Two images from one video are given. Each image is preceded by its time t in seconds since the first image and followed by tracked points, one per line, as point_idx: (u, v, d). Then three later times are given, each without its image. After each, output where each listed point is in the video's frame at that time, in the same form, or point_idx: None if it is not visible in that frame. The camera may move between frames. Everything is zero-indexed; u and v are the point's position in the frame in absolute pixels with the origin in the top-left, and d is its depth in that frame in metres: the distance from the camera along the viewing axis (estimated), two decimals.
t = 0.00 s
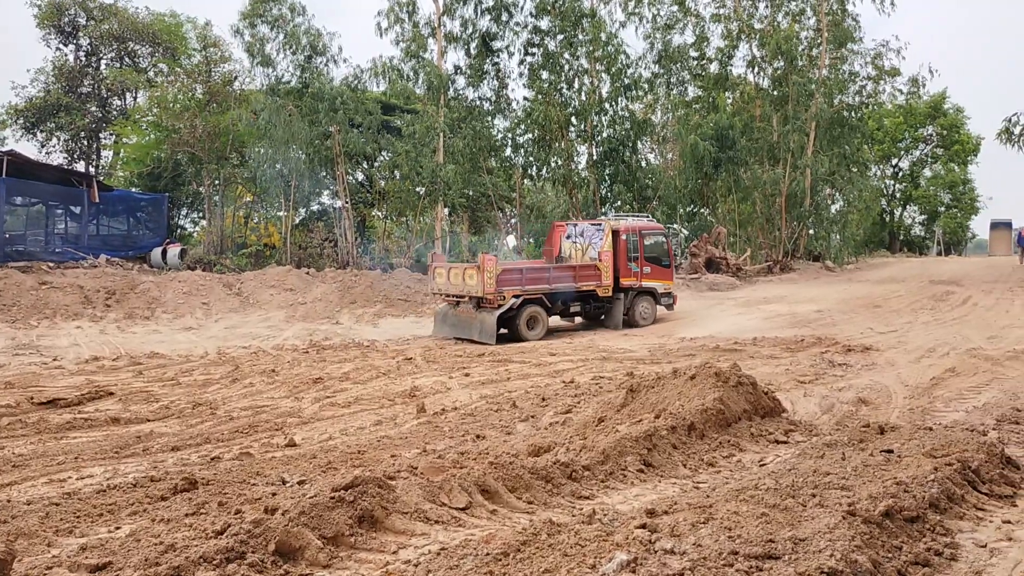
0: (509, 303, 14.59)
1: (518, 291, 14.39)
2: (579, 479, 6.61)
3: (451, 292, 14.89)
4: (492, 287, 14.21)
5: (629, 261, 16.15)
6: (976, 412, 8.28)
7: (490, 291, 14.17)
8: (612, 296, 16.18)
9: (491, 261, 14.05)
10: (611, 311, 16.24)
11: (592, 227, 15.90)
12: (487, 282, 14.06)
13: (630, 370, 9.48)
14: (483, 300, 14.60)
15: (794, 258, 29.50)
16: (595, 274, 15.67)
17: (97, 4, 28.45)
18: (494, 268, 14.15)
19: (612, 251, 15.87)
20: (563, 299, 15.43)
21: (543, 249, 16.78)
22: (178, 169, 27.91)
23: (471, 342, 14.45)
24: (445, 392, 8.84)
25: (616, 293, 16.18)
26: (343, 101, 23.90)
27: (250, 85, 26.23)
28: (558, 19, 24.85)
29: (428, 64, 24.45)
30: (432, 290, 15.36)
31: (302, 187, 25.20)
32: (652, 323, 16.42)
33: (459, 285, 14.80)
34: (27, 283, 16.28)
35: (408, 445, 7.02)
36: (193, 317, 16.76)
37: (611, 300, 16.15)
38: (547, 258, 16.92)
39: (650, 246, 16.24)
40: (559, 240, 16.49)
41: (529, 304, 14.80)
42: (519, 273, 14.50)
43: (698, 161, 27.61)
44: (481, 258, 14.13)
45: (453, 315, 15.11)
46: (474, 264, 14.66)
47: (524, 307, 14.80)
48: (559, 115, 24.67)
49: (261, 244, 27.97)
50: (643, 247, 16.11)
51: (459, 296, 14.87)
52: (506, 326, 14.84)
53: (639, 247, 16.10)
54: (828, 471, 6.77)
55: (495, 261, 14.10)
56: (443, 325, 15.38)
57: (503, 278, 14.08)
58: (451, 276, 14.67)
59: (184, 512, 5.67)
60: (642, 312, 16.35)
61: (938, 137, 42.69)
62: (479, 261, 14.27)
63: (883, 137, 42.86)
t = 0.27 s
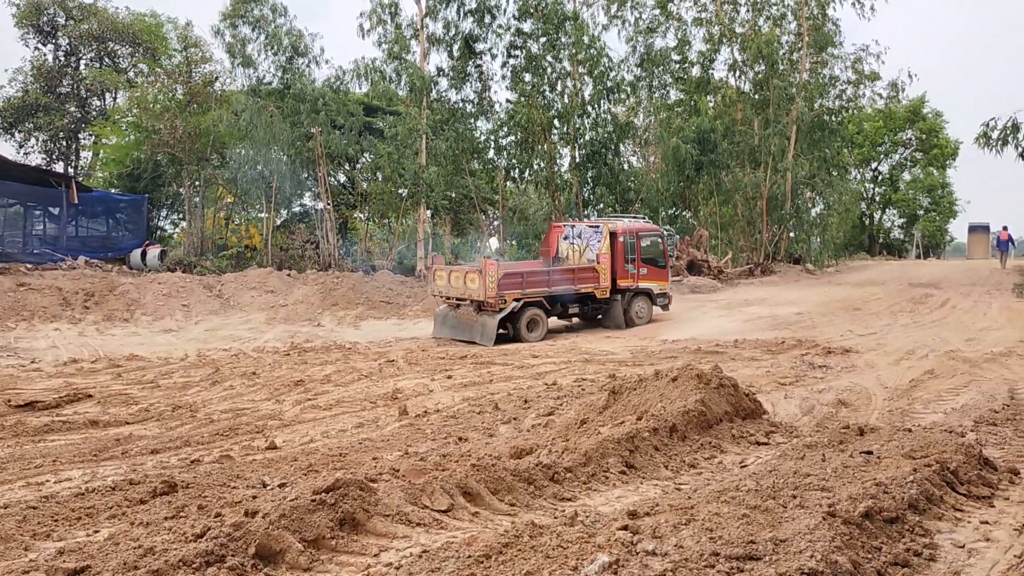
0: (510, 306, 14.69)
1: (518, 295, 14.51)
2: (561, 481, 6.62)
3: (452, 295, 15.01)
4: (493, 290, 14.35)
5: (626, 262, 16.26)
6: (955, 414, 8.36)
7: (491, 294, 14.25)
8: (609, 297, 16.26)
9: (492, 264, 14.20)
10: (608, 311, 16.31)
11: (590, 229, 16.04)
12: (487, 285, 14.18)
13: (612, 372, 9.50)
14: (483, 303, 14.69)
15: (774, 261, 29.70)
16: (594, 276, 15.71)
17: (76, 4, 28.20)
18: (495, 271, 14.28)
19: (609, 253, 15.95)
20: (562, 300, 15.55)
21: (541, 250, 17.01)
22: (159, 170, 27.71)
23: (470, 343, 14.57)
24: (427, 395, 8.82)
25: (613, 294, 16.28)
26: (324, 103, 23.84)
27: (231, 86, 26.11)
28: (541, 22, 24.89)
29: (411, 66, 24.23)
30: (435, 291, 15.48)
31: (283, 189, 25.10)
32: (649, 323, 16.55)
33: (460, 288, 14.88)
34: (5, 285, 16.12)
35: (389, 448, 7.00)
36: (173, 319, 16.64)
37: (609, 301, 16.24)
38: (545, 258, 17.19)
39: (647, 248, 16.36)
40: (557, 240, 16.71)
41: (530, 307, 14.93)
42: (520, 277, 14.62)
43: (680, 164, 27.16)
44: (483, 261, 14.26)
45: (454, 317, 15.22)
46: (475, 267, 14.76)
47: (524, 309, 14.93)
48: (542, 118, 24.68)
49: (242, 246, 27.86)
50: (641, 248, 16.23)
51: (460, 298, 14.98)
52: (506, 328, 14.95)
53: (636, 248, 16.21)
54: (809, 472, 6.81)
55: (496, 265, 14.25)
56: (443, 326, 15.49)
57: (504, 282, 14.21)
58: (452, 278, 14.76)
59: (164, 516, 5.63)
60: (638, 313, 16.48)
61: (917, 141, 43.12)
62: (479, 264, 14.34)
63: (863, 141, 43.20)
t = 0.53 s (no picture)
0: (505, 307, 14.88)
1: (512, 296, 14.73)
2: (539, 484, 6.62)
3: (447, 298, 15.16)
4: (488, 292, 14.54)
5: (617, 263, 16.66)
6: (928, 417, 8.46)
7: (486, 295, 14.47)
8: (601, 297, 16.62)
9: (487, 267, 14.41)
10: (600, 312, 16.63)
11: (581, 231, 16.44)
12: (483, 288, 14.38)
13: (590, 376, 9.53)
14: (478, 305, 14.85)
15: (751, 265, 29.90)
16: (586, 277, 16.08)
17: (50, 4, 27.91)
18: (490, 273, 14.47)
19: (600, 254, 16.35)
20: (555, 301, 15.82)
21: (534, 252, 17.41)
22: (133, 172, 27.47)
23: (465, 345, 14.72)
24: (405, 398, 8.80)
25: (604, 294, 16.64)
26: (301, 105, 23.56)
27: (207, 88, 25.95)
28: (518, 26, 25.08)
29: (388, 69, 24.10)
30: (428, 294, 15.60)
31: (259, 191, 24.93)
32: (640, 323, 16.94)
33: (455, 290, 15.03)
34: None
35: (366, 452, 6.98)
36: (148, 322, 16.49)
37: (600, 301, 16.60)
38: (538, 260, 17.59)
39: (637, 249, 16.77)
40: (549, 242, 17.11)
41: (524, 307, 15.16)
42: (514, 278, 14.84)
43: (658, 168, 27.61)
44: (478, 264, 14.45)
45: (448, 318, 15.38)
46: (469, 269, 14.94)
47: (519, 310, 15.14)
48: (520, 121, 24.95)
49: (218, 249, 27.70)
50: (631, 249, 16.64)
51: (454, 300, 15.12)
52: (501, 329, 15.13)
53: (627, 249, 16.62)
54: (784, 474, 6.86)
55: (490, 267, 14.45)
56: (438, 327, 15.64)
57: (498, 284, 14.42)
58: (447, 281, 14.90)
59: (137, 521, 5.56)
60: (629, 313, 16.84)
61: (891, 146, 43.67)
62: (474, 267, 14.59)
63: (838, 146, 43.63)
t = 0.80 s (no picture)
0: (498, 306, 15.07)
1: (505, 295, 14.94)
2: (517, 486, 6.62)
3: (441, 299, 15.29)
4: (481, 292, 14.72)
5: (608, 262, 16.95)
6: (902, 416, 8.55)
7: (480, 294, 14.60)
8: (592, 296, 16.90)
9: (480, 267, 14.57)
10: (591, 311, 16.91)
11: (571, 231, 16.71)
12: (477, 288, 14.55)
13: (569, 377, 9.56)
14: (472, 305, 14.99)
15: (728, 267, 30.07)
16: (578, 276, 16.33)
17: (23, 3, 27.59)
18: (483, 273, 14.65)
19: (591, 253, 16.63)
20: (548, 300, 16.07)
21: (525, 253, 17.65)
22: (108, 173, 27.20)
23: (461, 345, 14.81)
24: (383, 400, 8.78)
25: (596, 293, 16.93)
26: (278, 107, 23.71)
27: (182, 89, 25.76)
28: (496, 28, 25.12)
29: (366, 70, 24.02)
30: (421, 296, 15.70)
31: (235, 193, 24.69)
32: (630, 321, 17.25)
33: (449, 290, 15.15)
34: None
35: (344, 455, 6.96)
36: (123, 325, 16.33)
37: (592, 300, 16.88)
38: (529, 262, 17.84)
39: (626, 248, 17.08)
40: (540, 244, 17.37)
41: (517, 306, 15.38)
42: (506, 278, 15.05)
43: (635, 169, 27.10)
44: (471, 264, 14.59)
45: (442, 319, 15.48)
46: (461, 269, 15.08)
47: (512, 309, 15.35)
48: (498, 123, 24.84)
49: (194, 251, 27.50)
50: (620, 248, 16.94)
51: (448, 300, 15.21)
52: (494, 328, 15.31)
53: (616, 248, 16.92)
54: (761, 474, 6.91)
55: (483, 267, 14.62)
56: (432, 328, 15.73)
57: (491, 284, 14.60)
58: (441, 281, 14.93)
59: (111, 526, 5.50)
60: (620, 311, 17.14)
61: (865, 148, 44.16)
62: (467, 267, 14.69)
63: (814, 149, 44.04)
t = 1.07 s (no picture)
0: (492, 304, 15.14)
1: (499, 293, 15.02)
2: (494, 485, 6.62)
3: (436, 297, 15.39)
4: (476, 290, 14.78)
5: (598, 259, 17.09)
6: (876, 414, 8.64)
7: (474, 293, 14.68)
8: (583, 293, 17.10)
9: (475, 265, 14.63)
10: (583, 307, 17.14)
11: (562, 229, 16.80)
12: (471, 286, 14.62)
13: (546, 376, 9.58)
14: (466, 303, 15.07)
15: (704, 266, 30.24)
16: (569, 273, 16.49)
17: None
18: (477, 272, 14.71)
19: (582, 250, 16.75)
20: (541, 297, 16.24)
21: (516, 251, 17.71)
22: (81, 171, 26.86)
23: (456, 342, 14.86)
24: (360, 400, 8.75)
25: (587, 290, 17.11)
26: (253, 104, 23.78)
27: (157, 86, 25.51)
28: (474, 26, 25.03)
29: (342, 68, 23.98)
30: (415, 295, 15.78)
31: (210, 192, 24.41)
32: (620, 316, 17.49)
33: (443, 289, 15.24)
34: None
35: (321, 455, 6.93)
36: (96, 325, 16.15)
37: (583, 297, 17.07)
38: (519, 259, 17.90)
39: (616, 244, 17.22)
40: (531, 242, 17.43)
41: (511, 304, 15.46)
42: (499, 276, 15.15)
43: (613, 169, 27.09)
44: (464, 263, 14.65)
45: (437, 318, 15.53)
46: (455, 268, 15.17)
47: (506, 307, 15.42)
48: (476, 122, 24.78)
49: (168, 250, 27.29)
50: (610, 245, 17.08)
51: (443, 299, 15.29)
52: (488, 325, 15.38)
53: (607, 245, 17.06)
54: (737, 472, 6.96)
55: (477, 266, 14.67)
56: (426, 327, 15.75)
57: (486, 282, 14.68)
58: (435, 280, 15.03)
59: (85, 528, 5.44)
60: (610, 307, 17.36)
61: (840, 148, 44.57)
62: (461, 266, 14.79)
63: (789, 149, 44.37)
